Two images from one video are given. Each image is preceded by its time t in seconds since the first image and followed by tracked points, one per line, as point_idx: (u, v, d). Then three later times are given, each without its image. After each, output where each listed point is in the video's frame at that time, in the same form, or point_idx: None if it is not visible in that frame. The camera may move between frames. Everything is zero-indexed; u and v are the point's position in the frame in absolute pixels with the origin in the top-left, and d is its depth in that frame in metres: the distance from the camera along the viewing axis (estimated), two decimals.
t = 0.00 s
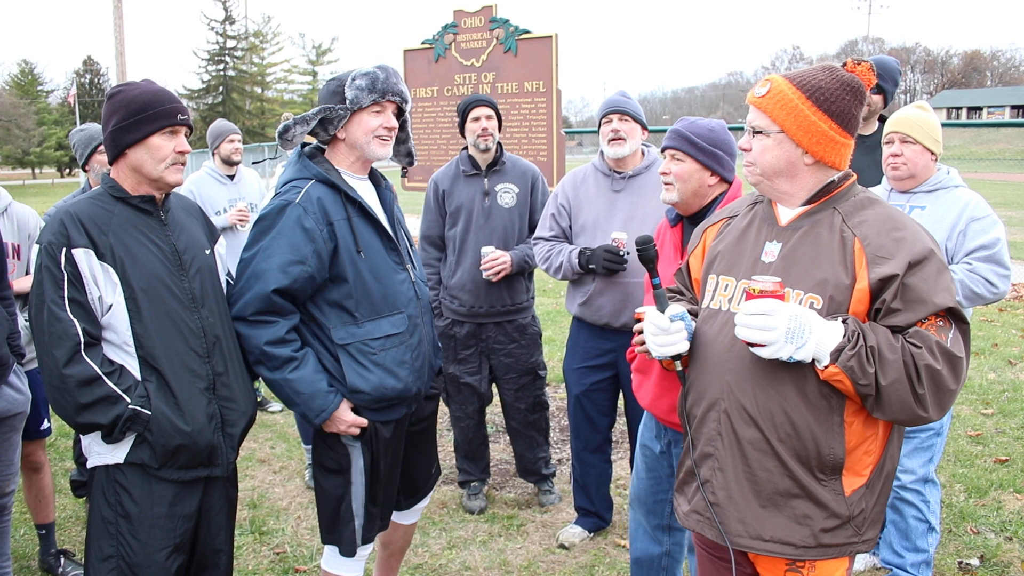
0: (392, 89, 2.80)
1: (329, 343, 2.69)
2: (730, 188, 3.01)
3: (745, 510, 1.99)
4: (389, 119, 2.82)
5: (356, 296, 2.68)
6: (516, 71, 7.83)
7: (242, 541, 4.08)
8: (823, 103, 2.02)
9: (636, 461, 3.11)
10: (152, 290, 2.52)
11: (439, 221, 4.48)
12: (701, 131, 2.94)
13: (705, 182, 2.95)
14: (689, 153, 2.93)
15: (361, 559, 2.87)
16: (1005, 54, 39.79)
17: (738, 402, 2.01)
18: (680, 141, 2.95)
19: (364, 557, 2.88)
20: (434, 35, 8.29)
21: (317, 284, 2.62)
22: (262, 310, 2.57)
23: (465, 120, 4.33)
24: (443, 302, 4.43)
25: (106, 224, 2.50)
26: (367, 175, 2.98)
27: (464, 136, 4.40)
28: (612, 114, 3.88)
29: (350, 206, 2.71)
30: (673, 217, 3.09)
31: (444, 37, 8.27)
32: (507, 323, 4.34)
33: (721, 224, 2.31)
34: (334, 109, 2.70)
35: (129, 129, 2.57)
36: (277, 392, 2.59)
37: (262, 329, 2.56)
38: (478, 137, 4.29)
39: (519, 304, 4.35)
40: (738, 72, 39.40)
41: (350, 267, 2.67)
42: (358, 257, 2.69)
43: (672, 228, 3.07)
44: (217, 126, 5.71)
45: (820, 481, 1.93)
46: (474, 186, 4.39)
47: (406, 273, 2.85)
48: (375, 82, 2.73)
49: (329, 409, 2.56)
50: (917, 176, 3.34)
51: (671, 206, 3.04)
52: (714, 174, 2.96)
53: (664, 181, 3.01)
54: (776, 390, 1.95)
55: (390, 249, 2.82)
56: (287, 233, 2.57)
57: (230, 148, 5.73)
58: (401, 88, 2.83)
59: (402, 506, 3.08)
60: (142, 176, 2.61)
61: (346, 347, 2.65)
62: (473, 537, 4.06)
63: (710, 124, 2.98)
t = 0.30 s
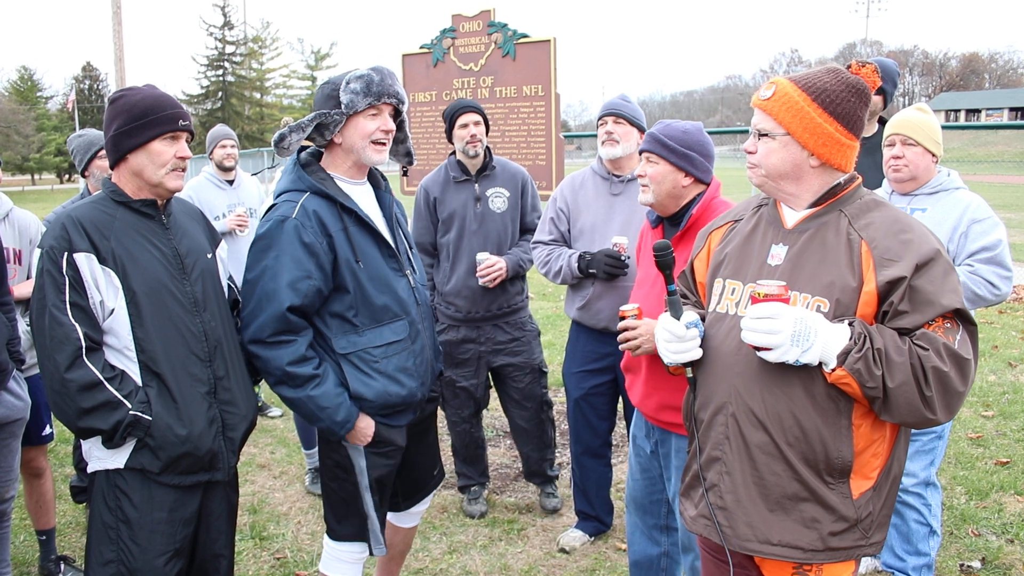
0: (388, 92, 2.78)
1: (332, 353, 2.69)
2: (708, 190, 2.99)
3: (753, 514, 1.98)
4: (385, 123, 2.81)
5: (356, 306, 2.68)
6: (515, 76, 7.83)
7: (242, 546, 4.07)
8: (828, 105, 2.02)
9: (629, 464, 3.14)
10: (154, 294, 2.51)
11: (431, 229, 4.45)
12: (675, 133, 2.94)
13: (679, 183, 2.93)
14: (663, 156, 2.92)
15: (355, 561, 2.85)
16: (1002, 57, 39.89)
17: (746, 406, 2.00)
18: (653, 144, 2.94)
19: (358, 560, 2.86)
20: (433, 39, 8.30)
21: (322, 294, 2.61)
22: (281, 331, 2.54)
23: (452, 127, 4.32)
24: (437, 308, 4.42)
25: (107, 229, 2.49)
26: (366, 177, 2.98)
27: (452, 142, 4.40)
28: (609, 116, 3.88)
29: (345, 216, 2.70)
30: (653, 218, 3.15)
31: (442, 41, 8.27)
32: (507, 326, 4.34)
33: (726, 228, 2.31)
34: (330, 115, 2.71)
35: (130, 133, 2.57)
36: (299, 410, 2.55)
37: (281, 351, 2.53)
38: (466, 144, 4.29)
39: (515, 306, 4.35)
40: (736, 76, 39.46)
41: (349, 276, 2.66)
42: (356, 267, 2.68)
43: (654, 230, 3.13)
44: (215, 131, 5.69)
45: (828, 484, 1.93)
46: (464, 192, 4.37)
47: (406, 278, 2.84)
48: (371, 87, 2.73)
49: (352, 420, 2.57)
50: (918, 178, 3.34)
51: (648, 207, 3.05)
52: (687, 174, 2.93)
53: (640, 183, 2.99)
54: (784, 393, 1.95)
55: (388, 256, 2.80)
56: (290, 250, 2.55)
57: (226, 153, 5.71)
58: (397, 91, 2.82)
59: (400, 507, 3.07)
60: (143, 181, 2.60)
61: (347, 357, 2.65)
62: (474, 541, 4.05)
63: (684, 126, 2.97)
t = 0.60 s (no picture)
0: (382, 84, 2.77)
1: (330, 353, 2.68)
2: (690, 181, 2.97)
3: (758, 507, 1.98)
4: (380, 114, 2.80)
5: (352, 304, 2.67)
6: (516, 68, 7.81)
7: (242, 537, 4.07)
8: (835, 97, 2.02)
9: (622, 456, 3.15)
10: (157, 284, 2.51)
11: (428, 222, 4.47)
12: (652, 126, 2.90)
13: (657, 175, 2.92)
14: (640, 149, 2.91)
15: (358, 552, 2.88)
16: (1002, 52, 39.85)
17: (752, 399, 2.00)
18: (631, 137, 2.93)
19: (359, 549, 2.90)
20: (432, 31, 8.27)
21: (324, 289, 2.61)
22: (291, 332, 2.55)
23: (447, 121, 4.31)
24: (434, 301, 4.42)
25: (110, 218, 2.49)
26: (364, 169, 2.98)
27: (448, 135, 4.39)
28: (612, 108, 3.90)
29: (341, 212, 2.69)
30: (640, 210, 3.10)
31: (442, 33, 8.25)
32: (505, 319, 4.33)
33: (730, 220, 2.30)
34: (324, 108, 2.68)
35: (130, 123, 2.56)
36: (305, 413, 2.56)
37: (292, 352, 2.54)
38: (462, 137, 4.29)
39: (511, 300, 4.34)
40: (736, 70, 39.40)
41: (346, 273, 2.66)
42: (352, 264, 2.67)
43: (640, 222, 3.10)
44: (214, 122, 5.67)
45: (833, 477, 1.93)
46: (461, 185, 4.38)
47: (403, 272, 2.83)
48: (366, 79, 2.72)
49: (353, 424, 2.60)
50: (921, 172, 3.33)
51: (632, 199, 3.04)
52: (664, 166, 2.90)
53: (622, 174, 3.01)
54: (790, 387, 1.95)
55: (383, 251, 2.77)
56: (290, 250, 2.54)
57: (223, 145, 5.69)
58: (391, 81, 2.80)
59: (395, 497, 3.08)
60: (144, 172, 2.60)
61: (344, 355, 2.65)
62: (472, 534, 4.05)
63: (661, 119, 2.93)
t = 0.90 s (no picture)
0: (391, 82, 2.77)
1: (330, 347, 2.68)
2: (685, 179, 2.96)
3: (764, 508, 1.98)
4: (387, 112, 2.80)
5: (353, 298, 2.66)
6: (517, 66, 7.81)
7: (242, 537, 4.07)
8: (844, 98, 2.02)
9: (618, 456, 3.15)
10: (161, 283, 2.50)
11: (428, 221, 4.47)
12: (650, 125, 2.90)
13: (653, 174, 2.91)
14: (638, 147, 2.90)
15: (355, 554, 2.86)
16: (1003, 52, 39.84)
17: (759, 400, 2.00)
18: (629, 135, 2.93)
19: (359, 552, 2.87)
20: (433, 30, 8.26)
21: (328, 284, 2.61)
22: (292, 320, 2.54)
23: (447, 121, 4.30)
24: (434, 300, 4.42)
25: (114, 218, 2.48)
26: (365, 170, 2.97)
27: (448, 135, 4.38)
28: (619, 108, 3.92)
29: (347, 205, 2.69)
30: (634, 210, 3.09)
31: (443, 32, 8.24)
32: (505, 318, 4.32)
33: (735, 221, 2.29)
34: (334, 103, 2.69)
35: (134, 122, 2.56)
36: (298, 407, 2.56)
37: (292, 343, 2.53)
38: (462, 137, 4.27)
39: (509, 300, 4.32)
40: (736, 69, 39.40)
41: (350, 265, 2.65)
42: (357, 256, 2.67)
43: (636, 221, 3.09)
44: (214, 120, 5.66)
45: (839, 478, 1.93)
46: (461, 184, 4.37)
47: (404, 269, 2.83)
48: (375, 75, 2.72)
49: (349, 423, 2.59)
50: (925, 173, 3.33)
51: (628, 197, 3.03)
52: (662, 165, 2.90)
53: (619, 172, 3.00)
54: (797, 388, 1.95)
55: (386, 245, 2.78)
56: (296, 236, 2.54)
57: (222, 144, 5.68)
58: (400, 81, 2.81)
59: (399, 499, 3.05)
60: (148, 170, 2.59)
61: (346, 349, 2.65)
62: (473, 533, 4.05)
63: (660, 118, 2.93)
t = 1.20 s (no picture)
0: (378, 82, 2.76)
1: (328, 348, 2.68)
2: (682, 180, 2.96)
3: (763, 510, 1.98)
4: (376, 111, 2.79)
5: (349, 302, 2.64)
6: (516, 68, 7.81)
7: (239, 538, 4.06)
8: (843, 99, 2.02)
9: (612, 459, 3.14)
10: (163, 284, 2.50)
11: (428, 221, 4.47)
12: (652, 125, 2.91)
13: (655, 175, 2.91)
14: (639, 146, 2.90)
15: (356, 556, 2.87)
16: (1000, 54, 39.93)
17: (757, 403, 2.00)
18: (630, 134, 2.92)
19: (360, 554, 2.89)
20: (432, 31, 8.27)
21: (324, 287, 2.61)
22: (288, 324, 2.54)
23: (447, 122, 4.31)
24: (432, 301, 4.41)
25: (117, 218, 2.48)
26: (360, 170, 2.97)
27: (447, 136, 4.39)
28: (619, 110, 3.92)
29: (341, 205, 2.69)
30: (629, 211, 3.09)
31: (442, 33, 8.25)
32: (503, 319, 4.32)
33: (734, 222, 2.29)
34: (320, 104, 2.69)
35: (136, 123, 2.56)
36: (296, 410, 2.57)
37: (288, 347, 2.54)
38: (462, 138, 4.28)
39: (507, 301, 4.32)
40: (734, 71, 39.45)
41: (345, 267, 2.64)
42: (354, 257, 2.66)
43: (630, 221, 3.09)
44: (214, 120, 5.65)
45: (837, 480, 1.93)
46: (460, 184, 4.37)
47: (402, 270, 2.82)
48: (361, 76, 2.71)
49: (347, 427, 2.60)
50: (923, 175, 3.33)
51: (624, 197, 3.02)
52: (663, 166, 2.91)
53: (618, 172, 2.99)
54: (795, 390, 1.95)
55: (384, 247, 2.78)
56: (290, 240, 2.54)
57: (221, 144, 5.67)
58: (388, 79, 2.80)
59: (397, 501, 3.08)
60: (149, 172, 2.59)
61: (343, 351, 2.64)
62: (471, 535, 4.04)
63: (661, 119, 2.94)
